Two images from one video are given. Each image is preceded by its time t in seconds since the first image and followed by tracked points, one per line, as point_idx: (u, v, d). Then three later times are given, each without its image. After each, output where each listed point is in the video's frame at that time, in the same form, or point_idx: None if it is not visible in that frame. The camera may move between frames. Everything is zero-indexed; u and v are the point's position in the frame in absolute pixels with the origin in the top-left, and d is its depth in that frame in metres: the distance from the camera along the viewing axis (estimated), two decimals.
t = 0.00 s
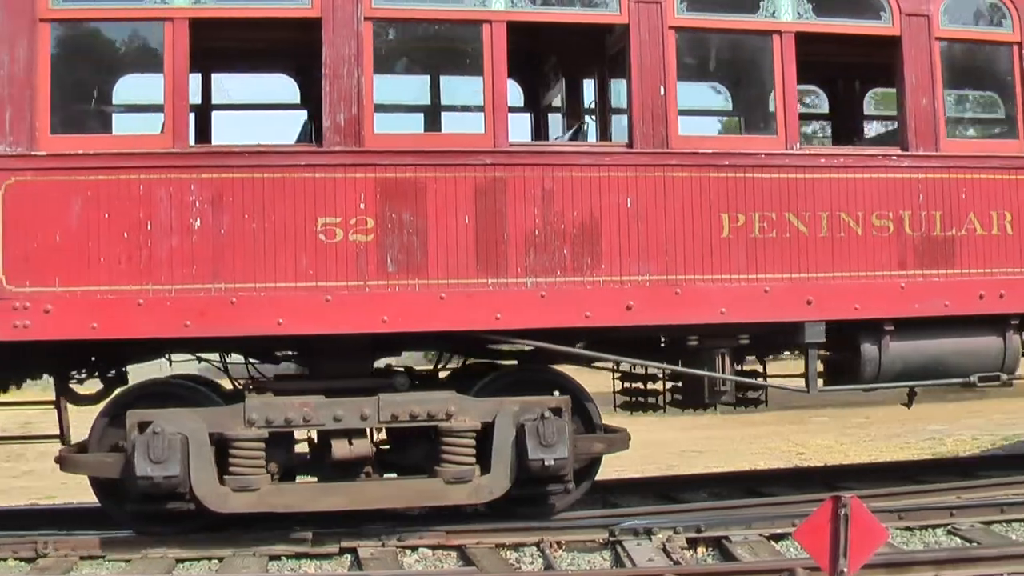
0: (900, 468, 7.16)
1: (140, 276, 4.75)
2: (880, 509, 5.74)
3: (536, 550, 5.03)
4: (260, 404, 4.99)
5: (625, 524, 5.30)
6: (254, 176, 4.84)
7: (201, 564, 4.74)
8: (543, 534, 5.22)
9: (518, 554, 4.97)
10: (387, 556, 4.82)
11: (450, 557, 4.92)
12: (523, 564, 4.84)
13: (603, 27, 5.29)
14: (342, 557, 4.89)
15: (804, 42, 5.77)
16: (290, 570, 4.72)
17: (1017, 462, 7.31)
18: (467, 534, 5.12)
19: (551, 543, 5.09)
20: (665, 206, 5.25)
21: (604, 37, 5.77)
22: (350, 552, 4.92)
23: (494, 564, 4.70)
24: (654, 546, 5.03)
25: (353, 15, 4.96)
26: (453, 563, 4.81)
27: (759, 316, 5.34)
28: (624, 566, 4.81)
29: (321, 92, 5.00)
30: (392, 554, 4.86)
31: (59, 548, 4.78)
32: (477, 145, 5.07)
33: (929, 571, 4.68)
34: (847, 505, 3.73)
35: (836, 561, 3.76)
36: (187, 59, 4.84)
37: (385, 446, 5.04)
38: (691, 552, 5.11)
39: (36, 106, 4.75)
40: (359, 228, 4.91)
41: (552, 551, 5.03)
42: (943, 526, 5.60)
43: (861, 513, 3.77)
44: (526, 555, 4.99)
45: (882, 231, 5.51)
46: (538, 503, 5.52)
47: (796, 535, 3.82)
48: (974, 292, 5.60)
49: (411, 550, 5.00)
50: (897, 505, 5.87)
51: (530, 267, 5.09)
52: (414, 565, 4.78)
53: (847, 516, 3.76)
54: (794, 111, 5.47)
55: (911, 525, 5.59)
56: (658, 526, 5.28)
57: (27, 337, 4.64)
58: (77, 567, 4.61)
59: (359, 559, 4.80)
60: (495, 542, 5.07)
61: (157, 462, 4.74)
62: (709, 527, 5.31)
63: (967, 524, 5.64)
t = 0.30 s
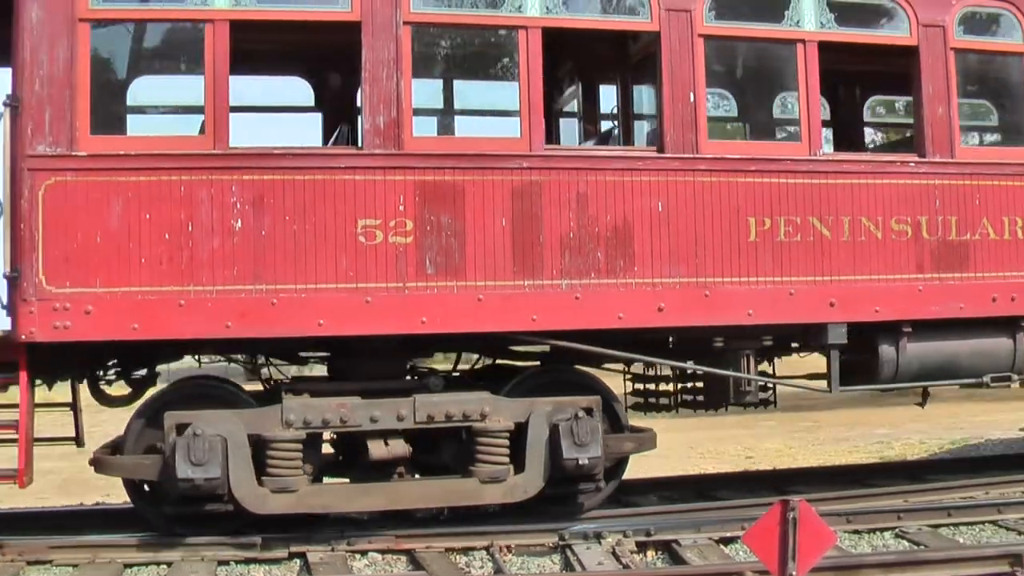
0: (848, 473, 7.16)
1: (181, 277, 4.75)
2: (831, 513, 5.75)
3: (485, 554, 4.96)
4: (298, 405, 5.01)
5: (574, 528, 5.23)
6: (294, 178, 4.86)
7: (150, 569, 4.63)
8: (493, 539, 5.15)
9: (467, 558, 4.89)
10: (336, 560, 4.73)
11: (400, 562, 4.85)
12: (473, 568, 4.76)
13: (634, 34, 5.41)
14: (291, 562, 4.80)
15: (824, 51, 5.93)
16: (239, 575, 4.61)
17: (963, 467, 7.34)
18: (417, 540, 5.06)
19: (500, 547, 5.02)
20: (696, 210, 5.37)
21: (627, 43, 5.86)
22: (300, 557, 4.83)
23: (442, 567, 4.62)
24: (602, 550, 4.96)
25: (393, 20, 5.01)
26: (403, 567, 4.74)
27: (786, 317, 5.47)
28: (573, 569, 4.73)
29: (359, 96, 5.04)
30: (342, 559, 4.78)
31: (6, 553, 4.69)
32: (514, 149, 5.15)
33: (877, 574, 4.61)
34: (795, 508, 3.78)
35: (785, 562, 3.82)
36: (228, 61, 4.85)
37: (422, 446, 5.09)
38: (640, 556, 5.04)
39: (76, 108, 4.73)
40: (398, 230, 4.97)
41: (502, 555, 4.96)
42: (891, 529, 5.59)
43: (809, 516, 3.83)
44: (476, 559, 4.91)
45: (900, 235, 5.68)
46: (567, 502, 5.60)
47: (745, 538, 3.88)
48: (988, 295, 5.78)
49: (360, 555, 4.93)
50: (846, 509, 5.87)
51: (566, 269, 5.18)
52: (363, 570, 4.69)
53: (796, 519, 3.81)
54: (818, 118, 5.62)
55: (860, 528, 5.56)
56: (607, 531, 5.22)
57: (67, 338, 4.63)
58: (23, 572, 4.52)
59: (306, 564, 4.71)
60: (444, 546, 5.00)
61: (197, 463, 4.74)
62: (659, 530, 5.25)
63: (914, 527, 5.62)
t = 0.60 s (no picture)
0: (806, 475, 7.12)
1: (241, 277, 4.78)
2: (784, 514, 5.64)
3: (440, 557, 4.86)
4: (353, 404, 5.07)
5: (531, 529, 5.12)
6: (353, 180, 4.92)
7: (102, 572, 4.53)
8: (449, 541, 5.06)
9: (423, 560, 4.80)
10: (290, 563, 4.61)
11: (355, 565, 4.73)
12: (428, 570, 4.65)
13: (678, 41, 5.57)
14: (246, 565, 4.70)
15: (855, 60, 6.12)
16: None
17: (919, 467, 7.33)
18: (373, 542, 4.95)
19: (456, 549, 4.93)
20: (738, 214, 5.53)
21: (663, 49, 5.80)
22: (255, 560, 4.72)
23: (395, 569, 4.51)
24: (558, 552, 4.86)
25: (448, 25, 5.11)
26: (358, 569, 4.62)
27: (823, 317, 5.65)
28: (529, 571, 4.64)
29: (415, 99, 5.14)
30: (297, 561, 4.66)
31: None
32: (564, 153, 5.27)
33: None
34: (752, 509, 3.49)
35: (740, 564, 3.52)
36: (287, 63, 4.89)
37: (475, 443, 5.18)
38: (596, 558, 4.91)
39: (137, 109, 4.73)
40: (454, 232, 5.05)
41: (457, 557, 4.86)
42: (845, 530, 5.52)
43: (764, 517, 3.54)
44: (431, 562, 4.81)
45: (930, 238, 5.87)
46: (608, 498, 5.73)
47: (699, 539, 3.57)
48: (1012, 296, 5.99)
49: (316, 558, 4.82)
50: (803, 510, 5.81)
51: (615, 270, 5.32)
52: (318, 572, 4.58)
53: (750, 520, 3.52)
54: (852, 124, 5.80)
55: (814, 529, 5.47)
56: (564, 532, 5.10)
57: (128, 338, 4.62)
58: None
59: (261, 567, 4.59)
60: (400, 549, 4.90)
61: (257, 462, 4.78)
62: (615, 532, 5.13)
63: (870, 528, 5.57)
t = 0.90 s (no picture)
0: (756, 474, 7.09)
1: (284, 277, 4.83)
2: (737, 514, 5.66)
3: (393, 557, 4.83)
4: (391, 400, 5.15)
5: (485, 529, 5.08)
6: (393, 180, 5.00)
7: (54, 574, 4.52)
8: (402, 541, 5.01)
9: (377, 560, 4.77)
10: (242, 564, 4.59)
11: (308, 566, 4.71)
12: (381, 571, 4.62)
13: (704, 46, 5.74)
14: (198, 566, 4.68)
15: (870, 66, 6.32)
16: None
17: (864, 467, 7.31)
18: (326, 542, 4.92)
19: (409, 549, 4.89)
20: (761, 214, 5.70)
21: (683, 53, 5.87)
22: (208, 561, 4.70)
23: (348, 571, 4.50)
24: (511, 551, 4.82)
25: (485, 29, 5.23)
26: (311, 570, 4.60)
27: (842, 316, 5.83)
28: (481, 571, 4.59)
29: (452, 100, 5.25)
30: (249, 563, 4.64)
31: None
32: (597, 154, 5.40)
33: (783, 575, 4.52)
34: (704, 509, 3.68)
35: (692, 564, 3.71)
36: (329, 64, 4.93)
37: (509, 439, 5.30)
38: (549, 558, 4.88)
39: (180, 109, 4.74)
40: (491, 231, 5.17)
41: (410, 558, 4.83)
42: (798, 529, 5.52)
43: (714, 517, 3.74)
44: (384, 562, 4.78)
45: (942, 239, 6.07)
46: (633, 492, 5.90)
47: (653, 539, 3.74)
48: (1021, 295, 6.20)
49: (270, 559, 4.80)
50: (756, 509, 5.80)
51: (645, 269, 5.48)
52: (270, 574, 4.55)
53: (702, 521, 3.71)
54: (869, 128, 5.98)
55: (766, 528, 5.47)
56: (517, 532, 5.06)
57: (173, 337, 4.64)
58: None
59: (212, 569, 4.57)
60: (353, 549, 4.86)
61: (299, 458, 4.80)
62: (568, 532, 5.12)
63: (821, 527, 5.58)
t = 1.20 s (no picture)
0: (708, 475, 7.08)
1: (322, 274, 4.90)
2: (685, 513, 5.61)
3: (342, 557, 4.76)
4: (422, 395, 5.24)
5: (433, 528, 5.03)
6: (427, 180, 5.11)
7: None
8: (349, 541, 4.94)
9: (325, 560, 4.70)
10: (190, 564, 4.51)
11: (257, 566, 4.65)
12: (329, 571, 4.55)
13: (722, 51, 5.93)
14: (145, 566, 4.60)
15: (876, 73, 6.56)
16: None
17: (811, 466, 7.28)
18: (275, 541, 4.84)
19: (358, 548, 4.82)
20: (777, 215, 5.89)
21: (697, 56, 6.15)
22: (155, 561, 4.62)
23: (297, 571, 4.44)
24: (461, 551, 4.78)
25: (515, 32, 5.39)
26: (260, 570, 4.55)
27: (853, 313, 6.04)
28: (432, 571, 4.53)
29: (482, 102, 5.40)
30: (197, 563, 4.57)
31: None
32: (622, 156, 5.57)
33: (731, 574, 4.55)
34: (652, 508, 3.59)
35: (641, 563, 3.62)
36: (365, 64, 5.01)
37: (537, 433, 5.43)
38: (499, 557, 4.83)
39: (219, 108, 4.78)
40: (521, 231, 5.32)
41: (360, 557, 4.76)
42: (745, 528, 5.51)
43: (664, 516, 3.64)
44: (333, 562, 4.72)
45: (946, 240, 6.31)
46: (651, 485, 6.07)
47: (601, 539, 3.65)
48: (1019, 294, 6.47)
49: (217, 559, 4.72)
50: (702, 508, 5.77)
51: (668, 268, 5.67)
52: (218, 573, 4.49)
53: (651, 520, 3.61)
54: (878, 132, 6.20)
55: (715, 528, 5.44)
56: (466, 531, 5.01)
57: (212, 333, 4.67)
58: None
59: (159, 569, 4.49)
60: (302, 548, 4.79)
61: (337, 453, 4.86)
62: (517, 532, 5.08)
63: (769, 527, 5.57)
